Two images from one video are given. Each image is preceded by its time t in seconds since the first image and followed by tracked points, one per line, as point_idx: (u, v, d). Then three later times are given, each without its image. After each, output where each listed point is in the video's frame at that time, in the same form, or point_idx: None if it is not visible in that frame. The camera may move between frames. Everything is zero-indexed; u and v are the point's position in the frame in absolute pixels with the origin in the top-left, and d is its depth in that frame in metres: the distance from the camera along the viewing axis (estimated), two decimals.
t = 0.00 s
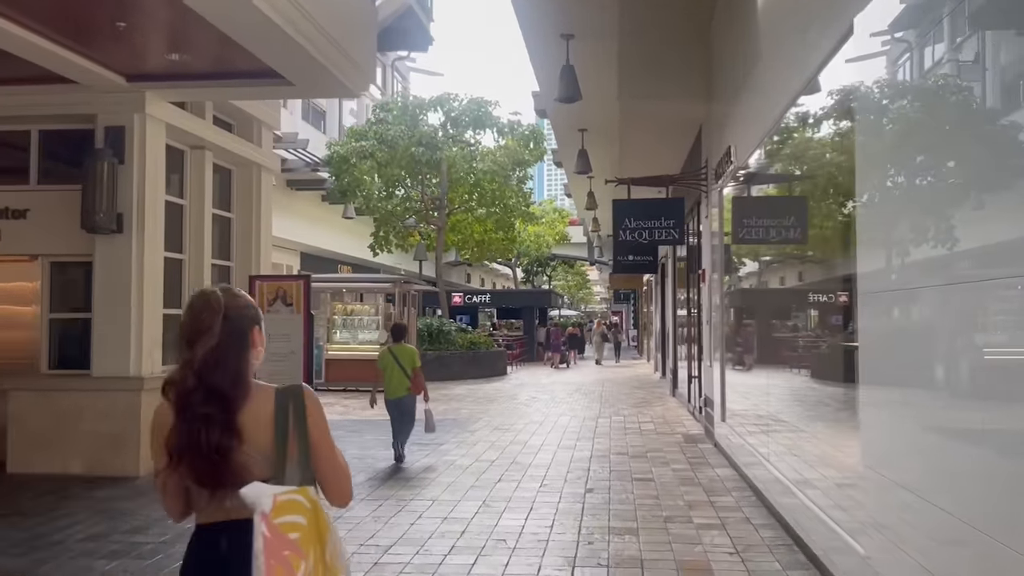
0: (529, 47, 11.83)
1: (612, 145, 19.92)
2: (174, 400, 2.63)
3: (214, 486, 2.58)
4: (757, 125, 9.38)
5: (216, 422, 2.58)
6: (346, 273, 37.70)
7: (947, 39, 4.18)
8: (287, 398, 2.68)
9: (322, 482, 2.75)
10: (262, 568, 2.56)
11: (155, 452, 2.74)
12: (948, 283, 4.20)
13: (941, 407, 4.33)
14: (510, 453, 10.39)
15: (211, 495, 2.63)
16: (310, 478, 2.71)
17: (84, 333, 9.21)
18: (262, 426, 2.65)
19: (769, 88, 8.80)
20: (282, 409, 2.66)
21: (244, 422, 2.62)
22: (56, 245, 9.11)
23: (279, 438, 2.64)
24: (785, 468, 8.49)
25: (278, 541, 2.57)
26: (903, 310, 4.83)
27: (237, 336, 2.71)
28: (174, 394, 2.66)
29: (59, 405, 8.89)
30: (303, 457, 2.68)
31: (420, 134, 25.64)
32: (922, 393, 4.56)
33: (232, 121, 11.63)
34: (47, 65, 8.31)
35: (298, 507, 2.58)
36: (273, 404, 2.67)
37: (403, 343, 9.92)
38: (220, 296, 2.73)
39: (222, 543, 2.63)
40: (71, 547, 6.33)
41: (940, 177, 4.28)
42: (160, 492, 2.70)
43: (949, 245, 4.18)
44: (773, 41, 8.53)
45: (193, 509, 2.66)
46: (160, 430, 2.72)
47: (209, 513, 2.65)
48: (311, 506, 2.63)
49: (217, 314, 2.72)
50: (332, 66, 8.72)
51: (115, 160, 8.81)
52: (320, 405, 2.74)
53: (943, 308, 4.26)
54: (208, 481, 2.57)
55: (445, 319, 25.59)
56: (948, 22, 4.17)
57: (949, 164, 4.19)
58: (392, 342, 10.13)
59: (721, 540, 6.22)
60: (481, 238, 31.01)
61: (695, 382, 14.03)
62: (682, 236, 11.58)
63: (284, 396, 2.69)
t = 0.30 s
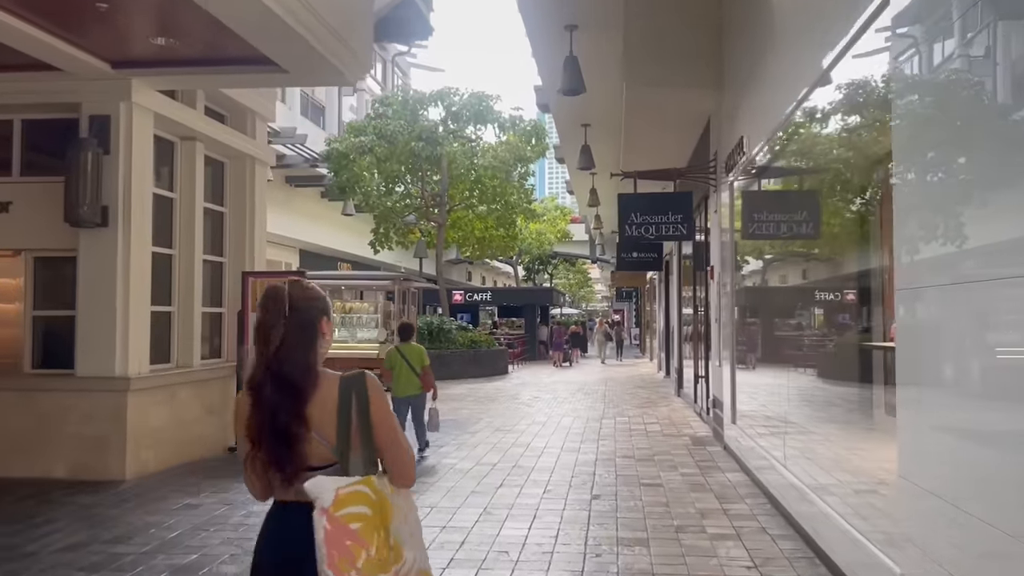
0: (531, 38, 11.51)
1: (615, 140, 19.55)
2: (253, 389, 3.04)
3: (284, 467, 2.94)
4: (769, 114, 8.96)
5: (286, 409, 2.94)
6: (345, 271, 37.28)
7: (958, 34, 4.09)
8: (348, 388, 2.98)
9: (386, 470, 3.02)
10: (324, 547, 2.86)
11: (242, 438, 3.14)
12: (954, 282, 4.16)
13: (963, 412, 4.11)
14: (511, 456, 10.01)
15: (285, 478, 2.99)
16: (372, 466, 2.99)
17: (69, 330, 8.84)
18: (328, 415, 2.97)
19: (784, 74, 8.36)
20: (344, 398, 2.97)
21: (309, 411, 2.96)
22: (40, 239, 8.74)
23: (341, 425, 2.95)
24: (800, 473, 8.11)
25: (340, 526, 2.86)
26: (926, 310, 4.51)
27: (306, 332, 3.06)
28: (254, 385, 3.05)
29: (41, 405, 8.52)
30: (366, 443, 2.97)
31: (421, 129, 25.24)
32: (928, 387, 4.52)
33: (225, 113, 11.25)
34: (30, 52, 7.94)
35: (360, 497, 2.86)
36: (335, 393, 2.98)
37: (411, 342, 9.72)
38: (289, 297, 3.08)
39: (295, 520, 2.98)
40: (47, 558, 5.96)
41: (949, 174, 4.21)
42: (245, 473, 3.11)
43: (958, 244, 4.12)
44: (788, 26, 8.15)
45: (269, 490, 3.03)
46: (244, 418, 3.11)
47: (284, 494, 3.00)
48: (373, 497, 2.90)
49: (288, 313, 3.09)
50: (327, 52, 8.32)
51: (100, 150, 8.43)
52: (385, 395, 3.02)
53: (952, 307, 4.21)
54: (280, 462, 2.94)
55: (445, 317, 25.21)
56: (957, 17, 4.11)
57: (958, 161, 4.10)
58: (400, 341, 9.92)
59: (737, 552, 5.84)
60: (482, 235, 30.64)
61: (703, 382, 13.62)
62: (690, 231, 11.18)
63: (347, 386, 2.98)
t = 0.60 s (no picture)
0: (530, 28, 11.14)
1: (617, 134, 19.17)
2: (316, 400, 3.07)
3: (349, 478, 2.98)
4: (778, 102, 8.54)
5: (349, 421, 2.97)
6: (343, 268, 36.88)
7: (966, 28, 3.97)
8: (411, 401, 3.02)
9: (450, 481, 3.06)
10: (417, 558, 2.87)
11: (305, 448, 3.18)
12: (965, 281, 3.90)
13: (983, 415, 3.76)
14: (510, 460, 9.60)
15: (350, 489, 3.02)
16: (438, 478, 3.03)
17: (47, 329, 8.43)
18: (392, 428, 3.00)
19: (795, 60, 7.94)
20: (409, 411, 3.01)
21: (373, 423, 2.99)
22: (17, 233, 8.36)
23: (407, 438, 2.99)
24: (814, 479, 7.71)
25: (427, 536, 2.87)
26: (943, 309, 4.17)
27: (369, 344, 3.08)
28: (317, 395, 3.08)
29: (18, 407, 8.14)
30: (431, 455, 3.01)
31: (417, 123, 24.80)
32: (950, 394, 4.17)
33: (214, 104, 10.86)
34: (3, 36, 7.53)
35: (445, 505, 2.89)
36: (398, 406, 3.01)
37: (418, 340, 9.90)
38: (353, 310, 3.11)
39: (372, 533, 3.01)
40: (13, 574, 5.57)
41: (958, 169, 4.00)
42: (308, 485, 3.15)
43: (965, 242, 3.91)
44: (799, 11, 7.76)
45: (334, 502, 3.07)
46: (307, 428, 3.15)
47: (351, 505, 3.04)
48: (453, 504, 2.94)
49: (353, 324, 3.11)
50: (318, 37, 7.89)
51: (78, 140, 8.02)
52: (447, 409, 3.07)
53: (959, 307, 3.98)
54: (344, 474, 2.98)
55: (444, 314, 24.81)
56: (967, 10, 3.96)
57: (969, 154, 3.90)
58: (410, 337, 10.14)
59: (752, 567, 5.46)
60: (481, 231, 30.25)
61: (709, 382, 13.22)
62: (696, 226, 10.79)
63: (410, 399, 3.02)
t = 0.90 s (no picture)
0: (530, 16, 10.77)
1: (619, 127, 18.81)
2: (377, 371, 3.10)
3: (410, 447, 3.04)
4: (789, 87, 8.14)
5: (415, 391, 3.06)
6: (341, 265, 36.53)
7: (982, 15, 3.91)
8: (468, 374, 3.17)
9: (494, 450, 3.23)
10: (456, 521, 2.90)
11: (354, 418, 3.20)
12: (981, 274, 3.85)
13: (1010, 418, 3.55)
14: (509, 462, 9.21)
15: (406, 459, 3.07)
16: (485, 446, 3.19)
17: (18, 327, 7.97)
18: (449, 401, 3.12)
19: (808, 43, 7.54)
20: (467, 383, 3.15)
21: (436, 394, 3.09)
22: None
23: (465, 409, 3.13)
24: (828, 484, 7.33)
25: (463, 499, 2.90)
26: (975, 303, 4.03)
27: (430, 319, 3.18)
28: (377, 366, 3.13)
29: None
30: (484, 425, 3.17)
31: (416, 116, 24.38)
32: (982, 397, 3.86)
33: (202, 92, 10.48)
34: None
35: (482, 469, 2.92)
36: (457, 378, 3.15)
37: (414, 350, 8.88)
38: (416, 284, 3.18)
39: (423, 500, 2.99)
40: None
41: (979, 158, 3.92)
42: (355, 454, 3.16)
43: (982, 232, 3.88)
44: None
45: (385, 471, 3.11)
46: (359, 399, 3.18)
47: (405, 475, 3.06)
48: (492, 469, 2.97)
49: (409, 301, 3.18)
50: (306, 19, 7.52)
51: (55, 127, 7.64)
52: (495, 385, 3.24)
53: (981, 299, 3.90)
54: (406, 444, 3.03)
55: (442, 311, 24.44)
56: None
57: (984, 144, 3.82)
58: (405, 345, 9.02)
59: None
60: (480, 227, 29.88)
61: (714, 381, 12.83)
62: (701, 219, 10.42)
63: (469, 372, 3.17)
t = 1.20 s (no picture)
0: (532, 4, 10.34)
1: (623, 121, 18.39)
2: (414, 387, 3.27)
3: (445, 459, 3.19)
4: (801, 72, 7.69)
5: (450, 406, 3.20)
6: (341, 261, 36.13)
7: None
8: (501, 388, 3.28)
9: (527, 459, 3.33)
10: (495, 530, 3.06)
11: (394, 430, 3.39)
12: None
13: None
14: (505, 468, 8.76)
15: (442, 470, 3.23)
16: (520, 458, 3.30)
17: None
18: (484, 414, 3.25)
19: (824, 26, 7.11)
20: (499, 398, 3.26)
21: (470, 410, 3.22)
22: None
23: (499, 423, 3.24)
24: (846, 494, 6.92)
25: (504, 510, 3.05)
26: None
27: (462, 337, 3.33)
28: (413, 382, 3.31)
29: None
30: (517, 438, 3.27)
31: (415, 111, 24.02)
32: None
33: (190, 82, 10.09)
34: None
35: (521, 482, 3.04)
36: (490, 393, 3.26)
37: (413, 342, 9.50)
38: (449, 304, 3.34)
39: (457, 506, 3.20)
40: None
41: None
42: (394, 464, 3.35)
43: None
44: None
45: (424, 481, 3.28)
46: (398, 413, 3.36)
47: (440, 484, 3.24)
48: (528, 480, 3.08)
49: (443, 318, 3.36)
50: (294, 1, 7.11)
51: (29, 115, 7.26)
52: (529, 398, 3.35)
53: None
54: (441, 456, 3.19)
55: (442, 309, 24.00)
56: None
57: None
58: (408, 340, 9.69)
59: None
60: (482, 223, 29.49)
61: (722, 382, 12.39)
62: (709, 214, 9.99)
63: (502, 388, 3.27)
